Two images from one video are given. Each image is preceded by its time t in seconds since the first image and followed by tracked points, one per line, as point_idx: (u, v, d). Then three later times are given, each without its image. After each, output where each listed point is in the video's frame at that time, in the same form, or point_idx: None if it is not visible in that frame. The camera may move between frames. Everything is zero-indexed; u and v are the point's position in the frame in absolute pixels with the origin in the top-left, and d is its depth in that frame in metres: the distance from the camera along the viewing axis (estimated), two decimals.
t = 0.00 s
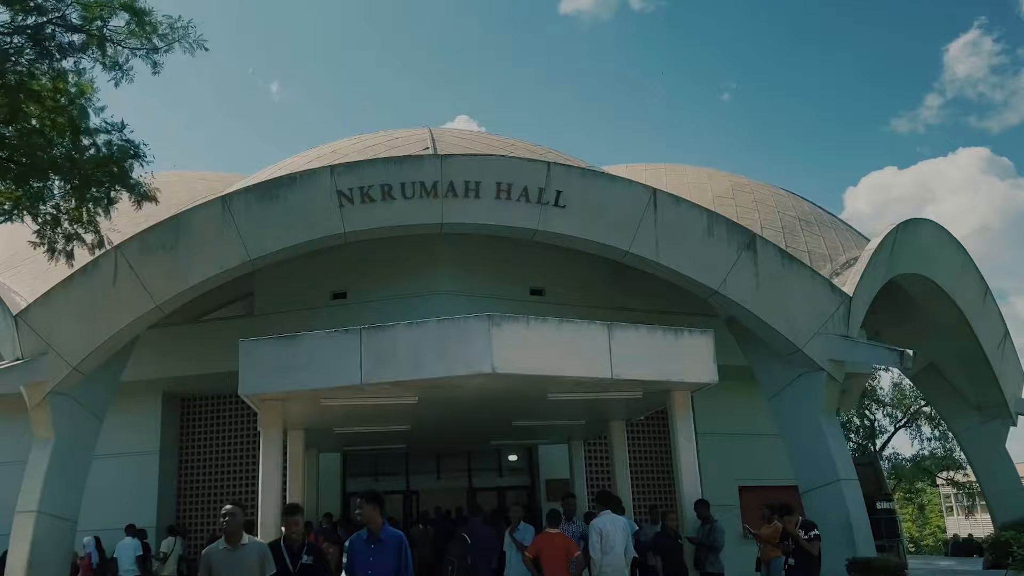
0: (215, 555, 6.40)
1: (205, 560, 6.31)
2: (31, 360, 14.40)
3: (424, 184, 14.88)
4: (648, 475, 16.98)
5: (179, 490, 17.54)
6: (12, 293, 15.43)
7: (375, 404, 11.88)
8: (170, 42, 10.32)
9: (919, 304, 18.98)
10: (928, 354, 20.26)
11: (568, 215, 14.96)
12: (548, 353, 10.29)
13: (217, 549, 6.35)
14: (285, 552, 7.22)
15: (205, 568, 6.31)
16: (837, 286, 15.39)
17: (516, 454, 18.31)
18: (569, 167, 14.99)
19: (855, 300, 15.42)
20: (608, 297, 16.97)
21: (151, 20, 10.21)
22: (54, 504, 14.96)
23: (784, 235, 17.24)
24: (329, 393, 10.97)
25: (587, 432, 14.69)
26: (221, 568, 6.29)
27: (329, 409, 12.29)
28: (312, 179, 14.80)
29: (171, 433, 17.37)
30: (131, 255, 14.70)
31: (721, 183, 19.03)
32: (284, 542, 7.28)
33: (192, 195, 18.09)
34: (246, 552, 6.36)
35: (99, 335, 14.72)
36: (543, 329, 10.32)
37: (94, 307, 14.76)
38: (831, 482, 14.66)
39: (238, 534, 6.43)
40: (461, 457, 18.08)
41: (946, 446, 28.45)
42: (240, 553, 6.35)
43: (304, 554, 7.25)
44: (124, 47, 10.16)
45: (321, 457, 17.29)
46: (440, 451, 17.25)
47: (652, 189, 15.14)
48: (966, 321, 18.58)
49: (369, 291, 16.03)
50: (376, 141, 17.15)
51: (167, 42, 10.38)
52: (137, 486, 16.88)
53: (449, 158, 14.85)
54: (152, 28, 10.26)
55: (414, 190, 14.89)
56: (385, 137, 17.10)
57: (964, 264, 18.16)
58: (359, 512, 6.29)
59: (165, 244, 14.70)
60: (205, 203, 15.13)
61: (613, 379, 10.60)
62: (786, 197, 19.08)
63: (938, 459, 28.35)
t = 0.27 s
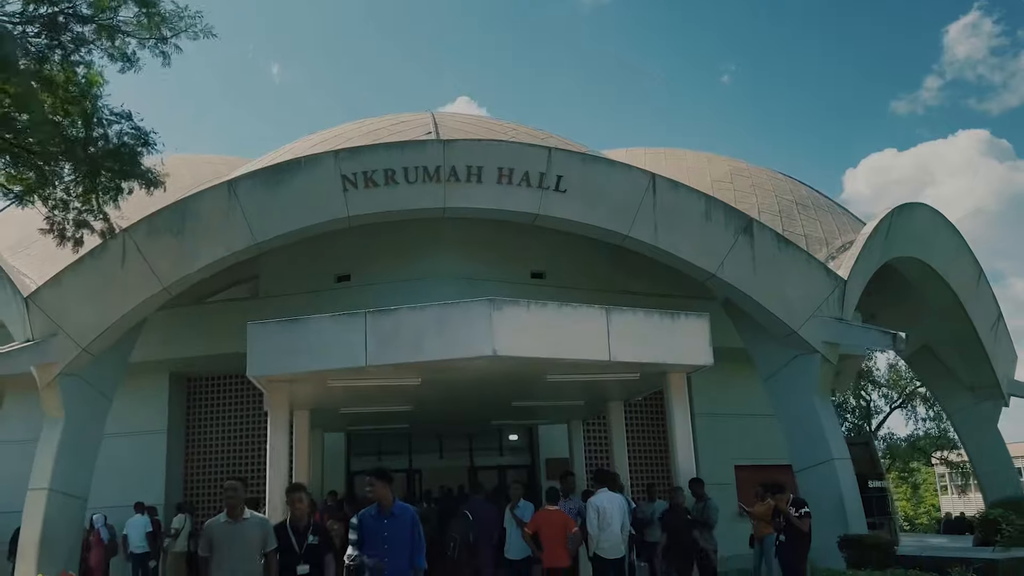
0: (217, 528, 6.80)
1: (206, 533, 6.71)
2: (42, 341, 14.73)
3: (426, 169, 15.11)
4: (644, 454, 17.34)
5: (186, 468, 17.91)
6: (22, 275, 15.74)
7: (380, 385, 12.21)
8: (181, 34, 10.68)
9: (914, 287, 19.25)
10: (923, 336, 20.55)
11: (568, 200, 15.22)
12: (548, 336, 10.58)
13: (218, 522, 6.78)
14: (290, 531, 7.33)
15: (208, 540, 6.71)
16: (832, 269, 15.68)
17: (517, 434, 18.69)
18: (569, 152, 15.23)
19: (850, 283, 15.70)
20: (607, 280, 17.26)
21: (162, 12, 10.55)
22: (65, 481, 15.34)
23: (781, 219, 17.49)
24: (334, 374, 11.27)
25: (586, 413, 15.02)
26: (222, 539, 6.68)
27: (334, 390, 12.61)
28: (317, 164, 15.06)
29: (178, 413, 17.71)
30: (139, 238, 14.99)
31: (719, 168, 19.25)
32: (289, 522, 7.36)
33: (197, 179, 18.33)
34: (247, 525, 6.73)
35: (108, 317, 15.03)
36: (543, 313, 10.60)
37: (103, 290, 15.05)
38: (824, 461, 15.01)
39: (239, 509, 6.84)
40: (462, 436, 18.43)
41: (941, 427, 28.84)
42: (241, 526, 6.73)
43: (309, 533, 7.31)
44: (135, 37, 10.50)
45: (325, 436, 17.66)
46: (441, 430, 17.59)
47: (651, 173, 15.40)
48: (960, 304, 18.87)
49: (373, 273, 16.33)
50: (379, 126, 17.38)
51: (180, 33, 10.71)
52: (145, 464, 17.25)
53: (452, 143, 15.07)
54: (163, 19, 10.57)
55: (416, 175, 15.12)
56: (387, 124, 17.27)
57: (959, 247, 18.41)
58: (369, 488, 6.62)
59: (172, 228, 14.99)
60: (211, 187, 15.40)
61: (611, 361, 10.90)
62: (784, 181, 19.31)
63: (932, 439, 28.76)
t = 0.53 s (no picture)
0: (225, 511, 6.61)
1: (213, 516, 6.53)
2: (53, 327, 15.05)
3: (430, 159, 15.38)
4: (644, 439, 17.68)
5: (194, 452, 18.27)
6: (33, 263, 16.04)
7: (385, 371, 12.52)
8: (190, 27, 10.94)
9: (911, 275, 19.52)
10: (918, 323, 20.84)
11: (569, 189, 15.48)
12: (549, 324, 10.88)
13: (225, 505, 6.58)
14: (296, 506, 6.82)
15: (214, 523, 6.54)
16: (828, 258, 15.96)
17: (518, 418, 19.04)
18: (570, 142, 15.49)
19: (846, 271, 15.98)
20: (607, 268, 17.55)
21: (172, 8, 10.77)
22: (77, 464, 15.71)
23: (779, 208, 17.73)
24: (341, 361, 11.59)
25: (586, 398, 15.34)
26: (226, 524, 6.51)
27: (341, 376, 12.93)
28: (322, 153, 15.33)
29: (186, 397, 18.05)
30: (148, 226, 15.28)
31: (719, 157, 19.49)
32: (296, 497, 6.85)
33: (203, 168, 18.60)
34: (251, 509, 6.54)
35: (118, 304, 15.33)
36: (544, 302, 10.89)
37: (113, 277, 15.36)
38: (819, 446, 15.35)
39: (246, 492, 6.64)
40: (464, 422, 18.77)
41: (937, 412, 29.18)
42: (244, 510, 6.53)
43: (315, 510, 6.77)
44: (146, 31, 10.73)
45: (331, 421, 18.02)
46: (444, 415, 17.92)
47: (651, 163, 15.66)
48: (956, 291, 19.14)
49: (377, 261, 16.63)
50: (383, 117, 17.63)
51: (190, 28, 10.95)
52: (155, 448, 17.61)
53: (455, 134, 15.33)
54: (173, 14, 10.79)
55: (420, 164, 15.38)
56: (392, 115, 17.52)
57: (955, 236, 18.65)
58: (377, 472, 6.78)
59: (181, 217, 15.27)
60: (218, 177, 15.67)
61: (610, 349, 11.19)
62: (782, 170, 19.55)
63: (928, 424, 29.11)
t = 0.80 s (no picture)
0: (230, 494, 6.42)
1: (219, 498, 6.35)
2: (63, 315, 15.38)
3: (433, 149, 15.62)
4: (642, 424, 18.02)
5: (201, 437, 18.62)
6: (43, 252, 16.33)
7: (390, 359, 12.83)
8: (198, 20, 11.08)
9: (906, 262, 19.78)
10: (913, 310, 21.13)
11: (570, 179, 15.72)
12: (550, 313, 11.15)
13: (232, 488, 6.38)
14: (305, 491, 6.66)
15: (220, 506, 6.36)
16: (824, 247, 16.24)
17: (520, 404, 19.37)
18: (571, 132, 15.73)
19: (841, 260, 16.25)
20: (607, 257, 17.82)
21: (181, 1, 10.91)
22: (88, 448, 16.05)
23: (777, 197, 17.97)
24: (347, 348, 11.89)
25: (586, 384, 15.66)
26: (233, 508, 6.29)
27: (346, 363, 13.24)
28: (327, 143, 15.59)
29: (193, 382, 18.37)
30: (156, 215, 15.57)
31: (718, 147, 19.71)
32: (305, 482, 6.70)
33: (209, 158, 18.85)
34: (258, 494, 6.33)
35: (126, 292, 15.62)
36: (545, 291, 11.17)
37: (122, 266, 15.65)
38: (814, 431, 15.68)
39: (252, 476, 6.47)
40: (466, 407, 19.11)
41: (933, 397, 29.54)
42: (252, 496, 6.33)
43: (324, 495, 6.62)
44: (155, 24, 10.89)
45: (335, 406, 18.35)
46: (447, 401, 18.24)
47: (650, 153, 15.91)
48: (951, 279, 19.41)
49: (381, 250, 16.90)
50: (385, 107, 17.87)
51: (198, 21, 11.09)
52: (163, 432, 17.97)
53: (457, 124, 15.58)
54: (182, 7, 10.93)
55: (423, 154, 15.63)
56: (395, 106, 17.76)
57: (950, 224, 18.90)
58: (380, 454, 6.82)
59: (188, 206, 15.55)
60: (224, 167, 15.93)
61: (609, 336, 11.48)
62: (781, 160, 19.80)
63: (925, 409, 29.46)
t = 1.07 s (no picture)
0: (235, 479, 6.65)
1: (222, 483, 6.55)
2: (71, 303, 15.67)
3: (434, 139, 15.85)
4: (639, 411, 18.34)
5: (206, 423, 18.94)
6: (50, 240, 16.59)
7: (393, 347, 13.12)
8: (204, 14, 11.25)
9: (901, 250, 20.05)
10: (908, 298, 21.43)
11: (569, 169, 15.97)
12: (549, 302, 11.43)
13: (237, 472, 6.62)
14: (311, 476, 6.94)
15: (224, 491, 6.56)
16: (819, 237, 16.50)
17: (519, 391, 19.70)
18: (570, 123, 15.96)
19: (836, 249, 16.52)
20: (605, 246, 18.09)
21: None
22: (96, 434, 16.38)
23: (773, 187, 18.21)
24: (350, 337, 12.18)
25: (584, 372, 15.97)
26: (236, 490, 6.51)
27: (349, 351, 13.54)
28: (329, 134, 15.82)
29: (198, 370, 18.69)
30: (161, 205, 15.83)
31: (716, 137, 19.93)
32: (312, 467, 6.97)
33: (212, 148, 19.07)
34: (262, 477, 6.58)
35: (132, 281, 15.88)
36: (544, 281, 11.44)
37: (128, 255, 15.92)
38: (807, 418, 16.00)
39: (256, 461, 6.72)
40: (466, 393, 19.44)
41: (927, 384, 29.89)
42: (256, 478, 6.57)
43: (329, 480, 6.87)
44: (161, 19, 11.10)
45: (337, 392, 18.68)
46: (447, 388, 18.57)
47: (648, 144, 16.14)
48: (944, 267, 19.69)
49: (383, 239, 17.18)
50: (387, 98, 18.08)
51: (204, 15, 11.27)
52: (169, 418, 18.30)
53: (458, 115, 15.80)
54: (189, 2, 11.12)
55: (424, 145, 15.86)
56: (396, 97, 17.97)
57: (944, 213, 19.15)
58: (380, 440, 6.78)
59: (193, 196, 15.81)
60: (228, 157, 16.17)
61: (607, 325, 11.76)
62: (778, 150, 20.02)
63: (919, 395, 29.83)
